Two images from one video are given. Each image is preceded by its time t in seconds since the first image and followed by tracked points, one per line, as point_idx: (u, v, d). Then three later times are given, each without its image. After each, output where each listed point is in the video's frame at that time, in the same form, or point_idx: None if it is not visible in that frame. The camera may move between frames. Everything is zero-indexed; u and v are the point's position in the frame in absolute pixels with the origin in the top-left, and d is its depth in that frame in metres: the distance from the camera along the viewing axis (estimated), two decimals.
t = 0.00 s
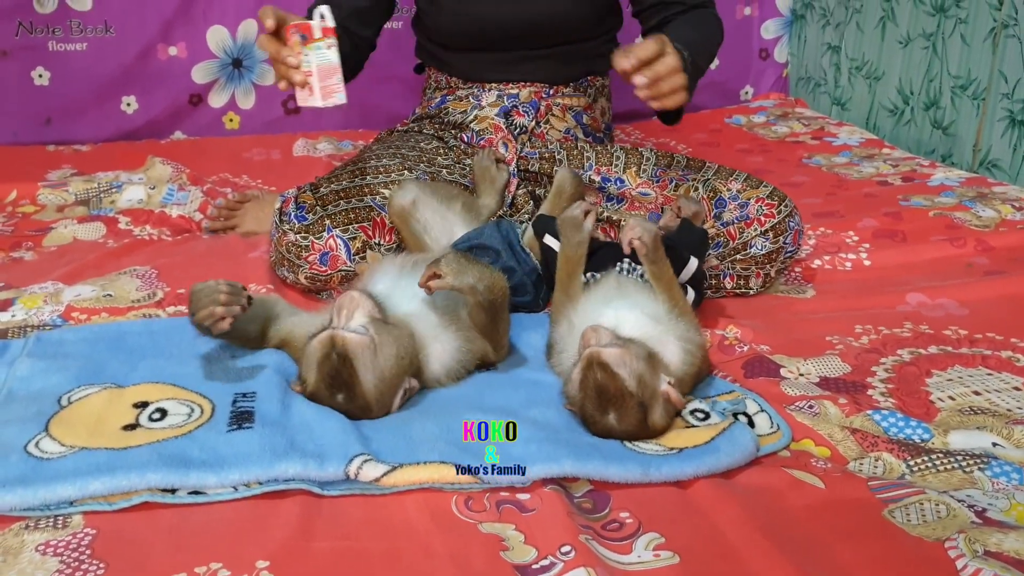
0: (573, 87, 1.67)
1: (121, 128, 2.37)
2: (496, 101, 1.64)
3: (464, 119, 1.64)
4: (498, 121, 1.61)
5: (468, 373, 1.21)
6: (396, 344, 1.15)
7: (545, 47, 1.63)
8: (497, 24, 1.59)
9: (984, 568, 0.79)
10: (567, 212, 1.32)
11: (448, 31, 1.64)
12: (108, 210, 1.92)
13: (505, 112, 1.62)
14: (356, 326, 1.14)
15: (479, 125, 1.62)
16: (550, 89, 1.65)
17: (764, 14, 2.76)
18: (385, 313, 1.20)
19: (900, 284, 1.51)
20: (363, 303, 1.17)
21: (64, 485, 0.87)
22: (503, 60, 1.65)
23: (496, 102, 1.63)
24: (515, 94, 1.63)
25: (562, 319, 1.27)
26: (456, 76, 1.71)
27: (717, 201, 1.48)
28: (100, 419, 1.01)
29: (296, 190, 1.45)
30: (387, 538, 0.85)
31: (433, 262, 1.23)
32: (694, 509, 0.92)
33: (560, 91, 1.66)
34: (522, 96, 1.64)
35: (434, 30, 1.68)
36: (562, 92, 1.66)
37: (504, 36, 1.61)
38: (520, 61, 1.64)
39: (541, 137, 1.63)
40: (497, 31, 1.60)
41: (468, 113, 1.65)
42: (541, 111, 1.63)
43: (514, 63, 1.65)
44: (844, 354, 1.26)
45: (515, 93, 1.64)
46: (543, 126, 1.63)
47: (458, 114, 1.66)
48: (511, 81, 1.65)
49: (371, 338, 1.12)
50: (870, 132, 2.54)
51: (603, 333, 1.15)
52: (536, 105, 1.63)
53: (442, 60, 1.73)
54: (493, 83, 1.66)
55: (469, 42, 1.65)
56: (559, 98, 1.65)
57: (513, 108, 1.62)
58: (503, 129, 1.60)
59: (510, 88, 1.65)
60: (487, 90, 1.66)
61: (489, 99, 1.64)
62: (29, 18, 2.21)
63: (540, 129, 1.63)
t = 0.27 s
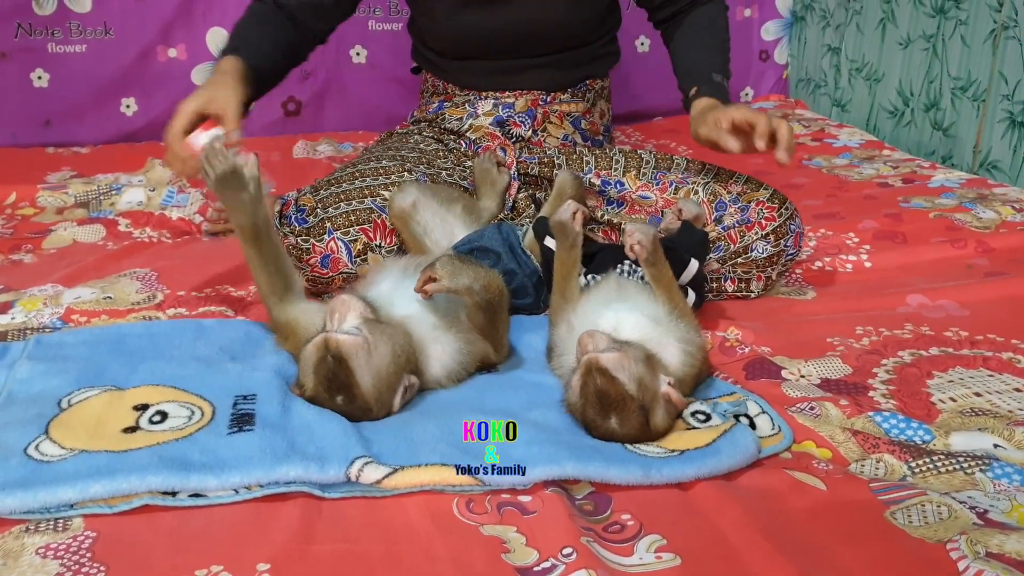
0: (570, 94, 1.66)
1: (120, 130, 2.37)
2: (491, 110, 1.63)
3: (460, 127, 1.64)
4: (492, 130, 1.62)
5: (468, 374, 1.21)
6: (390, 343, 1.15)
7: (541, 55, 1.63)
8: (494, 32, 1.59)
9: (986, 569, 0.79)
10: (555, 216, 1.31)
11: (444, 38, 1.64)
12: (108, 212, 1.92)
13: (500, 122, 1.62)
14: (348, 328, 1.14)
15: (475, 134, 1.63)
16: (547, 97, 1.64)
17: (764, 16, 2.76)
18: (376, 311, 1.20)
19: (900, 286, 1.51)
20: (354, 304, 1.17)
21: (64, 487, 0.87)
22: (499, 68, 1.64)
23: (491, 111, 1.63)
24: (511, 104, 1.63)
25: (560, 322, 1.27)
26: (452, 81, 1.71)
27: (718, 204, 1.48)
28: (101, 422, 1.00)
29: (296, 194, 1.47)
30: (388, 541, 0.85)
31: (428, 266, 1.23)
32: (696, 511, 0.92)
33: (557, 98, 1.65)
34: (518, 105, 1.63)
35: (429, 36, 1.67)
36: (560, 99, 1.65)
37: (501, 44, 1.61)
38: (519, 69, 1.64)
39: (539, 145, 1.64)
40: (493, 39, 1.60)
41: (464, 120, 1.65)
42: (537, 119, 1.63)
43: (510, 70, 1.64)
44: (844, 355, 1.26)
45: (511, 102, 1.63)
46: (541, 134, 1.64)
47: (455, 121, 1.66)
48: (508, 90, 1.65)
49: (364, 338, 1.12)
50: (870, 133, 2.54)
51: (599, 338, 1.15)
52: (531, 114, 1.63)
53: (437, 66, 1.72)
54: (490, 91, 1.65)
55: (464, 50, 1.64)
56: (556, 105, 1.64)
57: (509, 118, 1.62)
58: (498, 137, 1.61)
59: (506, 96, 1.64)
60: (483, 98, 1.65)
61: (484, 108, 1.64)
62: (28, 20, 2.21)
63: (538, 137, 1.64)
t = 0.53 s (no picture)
0: (560, 98, 1.64)
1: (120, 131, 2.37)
2: (478, 120, 1.63)
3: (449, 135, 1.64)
4: (481, 142, 1.63)
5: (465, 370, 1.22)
6: (372, 337, 1.17)
7: (529, 67, 1.60)
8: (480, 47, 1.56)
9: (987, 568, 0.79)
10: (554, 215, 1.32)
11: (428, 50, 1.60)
12: (108, 213, 1.92)
13: (487, 134, 1.62)
14: (325, 334, 1.16)
15: (464, 143, 1.63)
16: (536, 103, 1.63)
17: (765, 15, 2.76)
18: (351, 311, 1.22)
19: (901, 285, 1.51)
20: (326, 308, 1.20)
21: (66, 487, 0.87)
22: (485, 79, 1.62)
23: (478, 121, 1.63)
24: (498, 114, 1.62)
25: (561, 321, 1.27)
26: (441, 88, 1.69)
27: (718, 207, 1.47)
28: (102, 422, 1.00)
29: (291, 199, 1.47)
30: (389, 540, 0.85)
31: (421, 264, 1.19)
32: (697, 510, 0.92)
33: (547, 103, 1.63)
34: (506, 115, 1.63)
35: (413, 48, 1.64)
36: (549, 104, 1.63)
37: (487, 58, 1.58)
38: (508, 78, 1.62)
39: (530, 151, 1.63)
40: (479, 53, 1.57)
41: (451, 127, 1.65)
42: (526, 126, 1.62)
43: (499, 81, 1.62)
44: (846, 354, 1.26)
45: (498, 111, 1.63)
46: (530, 141, 1.63)
47: (444, 125, 1.66)
48: (498, 99, 1.63)
49: (346, 342, 1.14)
50: (871, 133, 2.54)
51: (603, 339, 1.16)
52: (520, 121, 1.62)
53: (425, 72, 1.70)
54: (479, 100, 1.64)
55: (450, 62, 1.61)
56: (546, 110, 1.63)
57: (496, 129, 1.62)
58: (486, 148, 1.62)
59: (494, 105, 1.63)
60: (470, 105, 1.65)
61: (472, 116, 1.64)
62: (27, 20, 2.21)
63: (528, 144, 1.63)
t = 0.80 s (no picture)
0: (545, 96, 1.62)
1: (120, 131, 2.37)
2: (462, 125, 1.63)
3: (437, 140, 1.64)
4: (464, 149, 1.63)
5: (462, 369, 1.22)
6: (372, 339, 1.16)
7: (511, 70, 1.59)
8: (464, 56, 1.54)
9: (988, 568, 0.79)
10: (546, 216, 1.28)
11: (411, 55, 1.58)
12: (108, 213, 1.92)
13: (472, 138, 1.62)
14: (326, 342, 1.14)
15: (453, 146, 1.63)
16: (521, 103, 1.61)
17: (764, 15, 2.76)
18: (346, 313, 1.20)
19: (902, 284, 1.51)
20: (321, 312, 1.17)
21: (66, 488, 0.87)
22: (469, 84, 1.61)
23: (461, 127, 1.63)
24: (481, 120, 1.62)
25: (559, 324, 1.27)
26: (429, 92, 1.68)
27: (717, 219, 1.45)
28: (102, 423, 1.00)
29: (281, 213, 1.47)
30: (389, 541, 0.85)
31: (419, 271, 1.18)
32: (698, 510, 0.91)
33: (532, 102, 1.62)
34: (489, 118, 1.62)
35: (395, 52, 1.61)
36: (535, 103, 1.62)
37: (473, 63, 1.57)
38: (492, 82, 1.61)
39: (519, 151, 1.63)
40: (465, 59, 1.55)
41: (436, 129, 1.65)
42: (511, 128, 1.62)
43: (486, 85, 1.61)
44: (847, 354, 1.26)
45: (482, 116, 1.62)
46: (517, 141, 1.63)
47: (428, 128, 1.67)
48: (483, 101, 1.62)
49: (348, 346, 1.13)
50: (871, 132, 2.54)
51: (594, 350, 1.12)
52: (505, 124, 1.62)
53: (412, 76, 1.68)
54: (463, 103, 1.63)
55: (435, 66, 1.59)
56: (531, 109, 1.62)
57: (481, 135, 1.61)
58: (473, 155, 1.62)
59: (477, 108, 1.62)
60: (455, 109, 1.64)
61: (457, 121, 1.63)
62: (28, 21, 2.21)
63: (516, 144, 1.63)
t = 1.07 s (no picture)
0: (542, 93, 1.62)
1: (121, 132, 2.37)
2: (460, 125, 1.63)
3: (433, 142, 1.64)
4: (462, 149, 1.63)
5: (462, 369, 1.22)
6: (374, 339, 1.17)
7: (506, 67, 1.60)
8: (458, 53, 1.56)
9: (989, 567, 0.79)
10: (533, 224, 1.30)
11: (408, 49, 1.60)
12: (109, 214, 1.92)
13: (470, 139, 1.62)
14: (327, 344, 1.14)
15: (451, 147, 1.63)
16: (518, 100, 1.62)
17: (764, 15, 2.76)
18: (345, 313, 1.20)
19: (903, 284, 1.51)
20: (320, 313, 1.17)
21: (67, 489, 0.87)
22: (466, 81, 1.63)
23: (459, 126, 1.63)
24: (478, 119, 1.62)
25: (556, 327, 1.27)
26: (428, 91, 1.69)
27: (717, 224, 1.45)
28: (103, 423, 1.00)
29: (280, 216, 1.48)
30: (390, 541, 0.85)
31: (417, 275, 1.18)
32: (699, 510, 0.91)
33: (529, 100, 1.62)
34: (487, 118, 1.62)
35: (394, 47, 1.63)
36: (532, 101, 1.62)
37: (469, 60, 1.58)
38: (488, 79, 1.62)
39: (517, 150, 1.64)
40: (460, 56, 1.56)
41: (432, 128, 1.65)
42: (509, 127, 1.63)
43: (483, 83, 1.62)
44: (848, 354, 1.26)
45: (479, 115, 1.62)
46: (514, 141, 1.63)
47: (425, 127, 1.66)
48: (479, 98, 1.63)
49: (353, 348, 1.14)
50: (871, 132, 2.54)
51: (587, 356, 1.12)
52: (503, 123, 1.62)
53: (411, 74, 1.69)
54: (460, 101, 1.64)
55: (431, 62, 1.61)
56: (529, 108, 1.62)
57: (478, 135, 1.61)
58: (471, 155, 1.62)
59: (474, 108, 1.63)
60: (452, 108, 1.65)
61: (454, 120, 1.64)
62: (28, 22, 2.21)
63: (514, 143, 1.64)
